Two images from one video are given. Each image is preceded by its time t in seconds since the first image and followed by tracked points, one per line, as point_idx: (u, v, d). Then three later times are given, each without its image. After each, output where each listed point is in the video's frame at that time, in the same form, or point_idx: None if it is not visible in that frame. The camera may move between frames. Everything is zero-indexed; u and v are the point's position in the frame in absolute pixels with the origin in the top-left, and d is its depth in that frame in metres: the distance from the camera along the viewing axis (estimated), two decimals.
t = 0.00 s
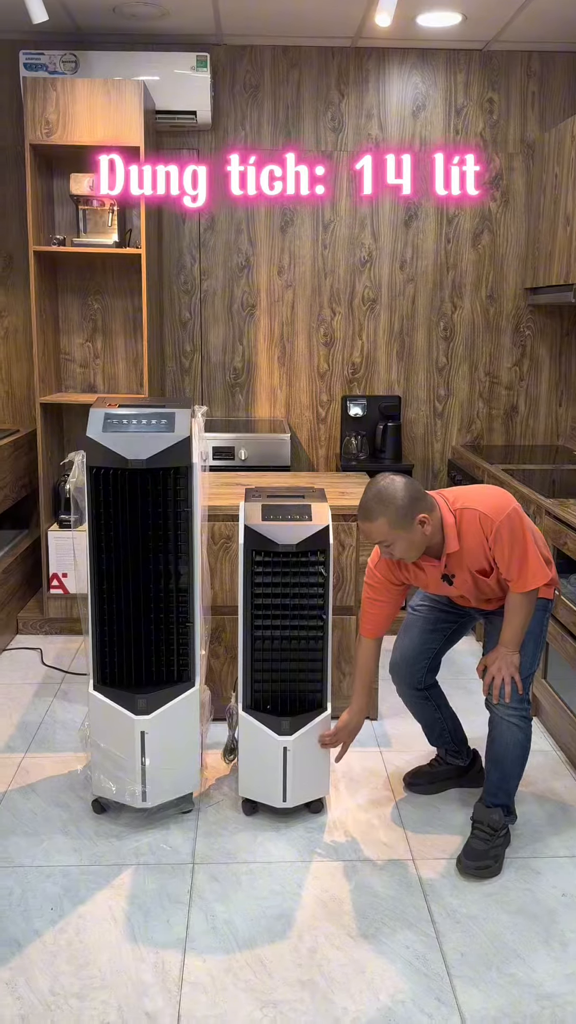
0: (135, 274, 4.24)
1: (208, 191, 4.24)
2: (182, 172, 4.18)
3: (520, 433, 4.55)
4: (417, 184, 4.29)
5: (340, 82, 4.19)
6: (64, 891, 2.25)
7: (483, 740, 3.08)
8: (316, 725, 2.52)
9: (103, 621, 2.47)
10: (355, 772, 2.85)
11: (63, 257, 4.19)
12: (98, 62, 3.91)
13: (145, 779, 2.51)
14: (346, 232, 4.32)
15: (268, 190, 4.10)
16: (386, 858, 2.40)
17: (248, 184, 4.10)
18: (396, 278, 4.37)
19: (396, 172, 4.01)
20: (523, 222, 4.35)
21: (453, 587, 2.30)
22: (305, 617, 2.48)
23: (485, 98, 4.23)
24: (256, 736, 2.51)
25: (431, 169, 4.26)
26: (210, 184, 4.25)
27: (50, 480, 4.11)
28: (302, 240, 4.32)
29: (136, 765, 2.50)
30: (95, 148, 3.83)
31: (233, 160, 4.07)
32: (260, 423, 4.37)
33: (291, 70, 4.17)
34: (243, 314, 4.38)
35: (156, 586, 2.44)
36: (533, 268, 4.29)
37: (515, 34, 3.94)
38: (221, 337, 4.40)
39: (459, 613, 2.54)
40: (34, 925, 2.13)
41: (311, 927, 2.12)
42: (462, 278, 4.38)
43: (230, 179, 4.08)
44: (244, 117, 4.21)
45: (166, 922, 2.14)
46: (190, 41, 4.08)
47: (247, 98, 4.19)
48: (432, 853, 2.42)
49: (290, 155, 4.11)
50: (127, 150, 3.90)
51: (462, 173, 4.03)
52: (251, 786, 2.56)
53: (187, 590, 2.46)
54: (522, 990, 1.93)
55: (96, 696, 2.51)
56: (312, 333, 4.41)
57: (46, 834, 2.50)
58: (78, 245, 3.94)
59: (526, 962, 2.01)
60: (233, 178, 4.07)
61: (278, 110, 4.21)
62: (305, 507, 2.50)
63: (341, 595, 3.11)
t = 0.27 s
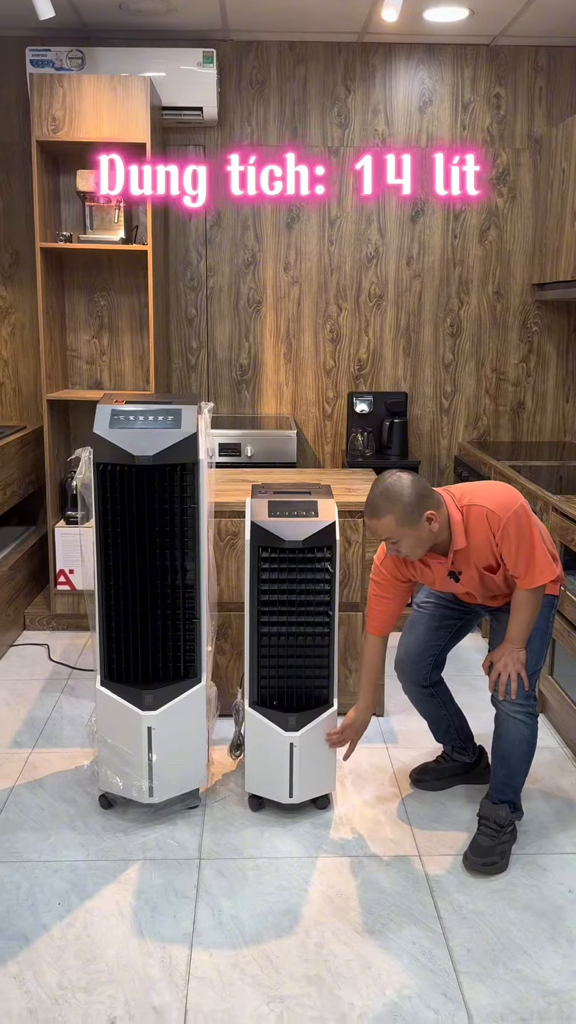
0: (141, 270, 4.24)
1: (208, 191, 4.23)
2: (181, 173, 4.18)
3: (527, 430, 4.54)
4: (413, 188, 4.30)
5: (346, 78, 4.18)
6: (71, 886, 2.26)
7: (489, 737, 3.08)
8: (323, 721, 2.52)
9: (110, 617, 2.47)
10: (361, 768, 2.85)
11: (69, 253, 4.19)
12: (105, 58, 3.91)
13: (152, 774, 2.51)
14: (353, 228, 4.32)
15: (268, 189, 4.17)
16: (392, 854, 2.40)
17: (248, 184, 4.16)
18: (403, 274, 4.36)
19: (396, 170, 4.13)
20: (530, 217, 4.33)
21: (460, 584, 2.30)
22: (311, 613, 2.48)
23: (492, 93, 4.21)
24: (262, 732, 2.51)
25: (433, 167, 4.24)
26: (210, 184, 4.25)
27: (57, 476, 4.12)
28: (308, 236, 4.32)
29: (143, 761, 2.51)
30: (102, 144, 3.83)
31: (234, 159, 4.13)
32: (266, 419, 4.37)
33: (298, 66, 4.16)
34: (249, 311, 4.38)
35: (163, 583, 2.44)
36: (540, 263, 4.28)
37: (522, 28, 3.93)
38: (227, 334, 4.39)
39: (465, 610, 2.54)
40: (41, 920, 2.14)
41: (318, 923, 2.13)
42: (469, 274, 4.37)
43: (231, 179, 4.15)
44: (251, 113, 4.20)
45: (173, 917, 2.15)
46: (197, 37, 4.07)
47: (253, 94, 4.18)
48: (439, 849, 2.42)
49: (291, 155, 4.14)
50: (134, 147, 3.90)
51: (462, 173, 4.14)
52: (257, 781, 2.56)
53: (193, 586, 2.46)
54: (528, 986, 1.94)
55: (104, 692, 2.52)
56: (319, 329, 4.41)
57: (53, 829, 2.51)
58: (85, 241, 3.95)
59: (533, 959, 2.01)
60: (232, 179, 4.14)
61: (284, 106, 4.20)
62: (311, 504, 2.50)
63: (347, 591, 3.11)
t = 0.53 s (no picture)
0: (149, 265, 4.24)
1: (209, 189, 4.23)
2: (181, 173, 4.18)
3: (535, 424, 4.53)
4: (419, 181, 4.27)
5: (354, 71, 4.17)
6: (80, 880, 2.27)
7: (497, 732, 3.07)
8: (331, 716, 2.52)
9: (118, 611, 2.47)
10: (369, 763, 2.85)
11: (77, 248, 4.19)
12: (112, 52, 3.90)
13: (160, 769, 2.52)
14: (361, 222, 4.30)
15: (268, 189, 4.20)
16: (400, 848, 2.40)
17: (248, 183, 4.18)
18: (411, 268, 4.35)
19: (397, 170, 4.16)
20: (539, 211, 4.31)
21: (467, 580, 2.29)
22: (319, 608, 2.48)
23: (501, 86, 4.19)
24: (270, 726, 2.51)
25: (440, 162, 4.23)
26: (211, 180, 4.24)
27: (65, 471, 4.12)
28: (316, 231, 4.31)
29: (151, 755, 2.51)
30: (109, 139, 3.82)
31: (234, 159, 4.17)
32: (273, 414, 4.37)
33: (306, 60, 4.14)
34: (257, 305, 4.37)
35: (171, 577, 2.44)
36: (549, 257, 4.26)
37: (531, 20, 3.91)
38: (234, 328, 4.39)
39: (473, 606, 2.53)
40: (50, 913, 2.15)
41: (326, 917, 2.13)
42: (477, 268, 4.35)
43: (230, 178, 4.19)
44: (258, 107, 4.19)
45: (181, 911, 2.15)
46: (205, 31, 4.06)
47: (261, 88, 4.17)
48: (447, 844, 2.42)
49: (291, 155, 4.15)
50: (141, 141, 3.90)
51: (462, 173, 4.18)
52: (266, 776, 2.57)
53: (201, 580, 2.46)
54: (537, 981, 1.94)
55: (112, 686, 2.52)
56: (326, 324, 4.40)
57: (62, 823, 2.51)
58: (92, 236, 3.94)
59: (542, 954, 2.01)
60: (232, 179, 4.17)
61: (292, 100, 4.19)
62: (319, 499, 2.50)
63: (355, 586, 3.11)
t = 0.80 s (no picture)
0: (155, 260, 4.23)
1: (207, 192, 4.23)
2: (182, 172, 4.19)
3: (543, 420, 4.52)
4: (420, 180, 4.27)
5: (361, 65, 4.15)
6: (88, 875, 2.27)
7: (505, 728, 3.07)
8: (338, 712, 2.51)
9: (125, 607, 2.47)
10: (376, 759, 2.85)
11: (83, 245, 4.19)
12: (119, 46, 3.89)
13: (168, 764, 2.52)
14: (368, 217, 4.29)
15: (268, 189, 4.21)
16: (408, 844, 2.40)
17: (248, 184, 4.20)
18: (418, 263, 4.33)
19: (396, 170, 4.20)
20: (547, 205, 4.29)
21: (474, 575, 2.29)
22: (326, 604, 2.47)
23: (509, 80, 4.17)
24: (277, 722, 2.51)
25: (448, 157, 4.22)
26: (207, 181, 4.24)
27: (72, 466, 4.12)
28: (323, 226, 4.29)
29: (158, 750, 2.51)
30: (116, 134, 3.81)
31: (233, 159, 4.18)
32: (280, 410, 4.36)
33: (312, 54, 4.13)
34: (263, 301, 4.36)
35: (178, 573, 2.44)
36: (557, 252, 4.24)
37: (539, 14, 3.88)
38: (241, 324, 4.38)
39: (481, 602, 2.52)
40: (58, 908, 2.15)
41: (333, 913, 2.13)
42: (485, 264, 4.34)
43: (230, 178, 4.20)
44: (265, 102, 4.18)
45: (189, 906, 2.16)
46: (211, 25, 4.05)
47: (268, 83, 4.16)
48: (454, 840, 2.42)
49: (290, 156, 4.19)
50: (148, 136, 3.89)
51: (461, 173, 4.21)
52: (273, 771, 2.57)
53: (209, 576, 2.46)
54: (545, 977, 1.93)
55: (120, 681, 2.52)
56: (333, 319, 4.39)
57: (69, 818, 2.52)
58: (99, 231, 3.94)
59: (550, 950, 2.01)
60: (232, 179, 4.19)
61: (299, 94, 4.17)
62: (327, 494, 2.49)
63: (362, 582, 3.10)
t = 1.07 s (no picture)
0: (161, 255, 4.22)
1: (207, 192, 4.22)
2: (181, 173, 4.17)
3: (550, 416, 4.51)
4: (420, 179, 4.25)
5: (368, 59, 4.14)
6: (94, 869, 2.28)
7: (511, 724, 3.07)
8: (344, 708, 2.52)
9: (131, 602, 2.48)
10: (382, 755, 2.84)
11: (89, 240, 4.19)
12: (124, 41, 3.89)
13: (174, 759, 2.52)
14: (374, 212, 4.28)
15: (268, 190, 4.21)
16: (414, 840, 2.40)
17: (248, 185, 4.20)
18: (424, 259, 4.32)
19: (396, 170, 4.18)
20: (554, 200, 4.27)
21: (478, 569, 2.28)
22: (332, 600, 2.47)
23: (516, 74, 4.15)
24: (283, 717, 2.51)
25: (455, 151, 4.21)
26: (213, 177, 4.23)
27: (78, 462, 4.12)
28: (329, 220, 4.28)
29: (165, 745, 2.51)
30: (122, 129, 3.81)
31: (233, 160, 4.17)
32: (286, 405, 4.36)
33: (319, 48, 4.12)
34: (269, 296, 4.36)
35: (184, 569, 2.44)
36: (564, 247, 4.22)
37: (547, 7, 3.86)
38: (247, 320, 4.38)
39: (487, 598, 2.52)
40: (65, 902, 2.15)
41: (339, 908, 2.13)
42: (491, 259, 4.32)
43: (230, 179, 4.19)
44: (271, 96, 4.16)
45: (195, 901, 2.16)
46: (216, 20, 4.03)
47: (274, 77, 4.14)
48: (461, 836, 2.42)
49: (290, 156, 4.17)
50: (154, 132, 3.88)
51: (462, 173, 4.19)
52: (279, 767, 2.57)
53: (215, 571, 2.46)
54: (552, 973, 1.93)
55: (126, 676, 2.52)
56: (339, 314, 4.38)
57: (76, 813, 2.52)
58: (105, 226, 3.93)
59: (556, 946, 2.01)
60: (232, 180, 4.18)
61: (305, 89, 4.16)
62: (333, 490, 2.49)
63: (368, 578, 3.10)
